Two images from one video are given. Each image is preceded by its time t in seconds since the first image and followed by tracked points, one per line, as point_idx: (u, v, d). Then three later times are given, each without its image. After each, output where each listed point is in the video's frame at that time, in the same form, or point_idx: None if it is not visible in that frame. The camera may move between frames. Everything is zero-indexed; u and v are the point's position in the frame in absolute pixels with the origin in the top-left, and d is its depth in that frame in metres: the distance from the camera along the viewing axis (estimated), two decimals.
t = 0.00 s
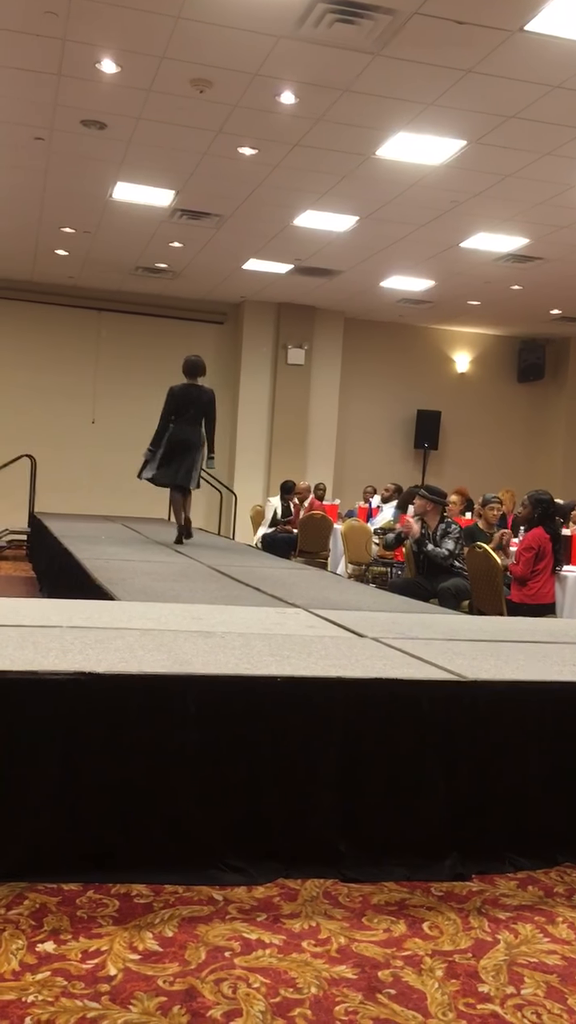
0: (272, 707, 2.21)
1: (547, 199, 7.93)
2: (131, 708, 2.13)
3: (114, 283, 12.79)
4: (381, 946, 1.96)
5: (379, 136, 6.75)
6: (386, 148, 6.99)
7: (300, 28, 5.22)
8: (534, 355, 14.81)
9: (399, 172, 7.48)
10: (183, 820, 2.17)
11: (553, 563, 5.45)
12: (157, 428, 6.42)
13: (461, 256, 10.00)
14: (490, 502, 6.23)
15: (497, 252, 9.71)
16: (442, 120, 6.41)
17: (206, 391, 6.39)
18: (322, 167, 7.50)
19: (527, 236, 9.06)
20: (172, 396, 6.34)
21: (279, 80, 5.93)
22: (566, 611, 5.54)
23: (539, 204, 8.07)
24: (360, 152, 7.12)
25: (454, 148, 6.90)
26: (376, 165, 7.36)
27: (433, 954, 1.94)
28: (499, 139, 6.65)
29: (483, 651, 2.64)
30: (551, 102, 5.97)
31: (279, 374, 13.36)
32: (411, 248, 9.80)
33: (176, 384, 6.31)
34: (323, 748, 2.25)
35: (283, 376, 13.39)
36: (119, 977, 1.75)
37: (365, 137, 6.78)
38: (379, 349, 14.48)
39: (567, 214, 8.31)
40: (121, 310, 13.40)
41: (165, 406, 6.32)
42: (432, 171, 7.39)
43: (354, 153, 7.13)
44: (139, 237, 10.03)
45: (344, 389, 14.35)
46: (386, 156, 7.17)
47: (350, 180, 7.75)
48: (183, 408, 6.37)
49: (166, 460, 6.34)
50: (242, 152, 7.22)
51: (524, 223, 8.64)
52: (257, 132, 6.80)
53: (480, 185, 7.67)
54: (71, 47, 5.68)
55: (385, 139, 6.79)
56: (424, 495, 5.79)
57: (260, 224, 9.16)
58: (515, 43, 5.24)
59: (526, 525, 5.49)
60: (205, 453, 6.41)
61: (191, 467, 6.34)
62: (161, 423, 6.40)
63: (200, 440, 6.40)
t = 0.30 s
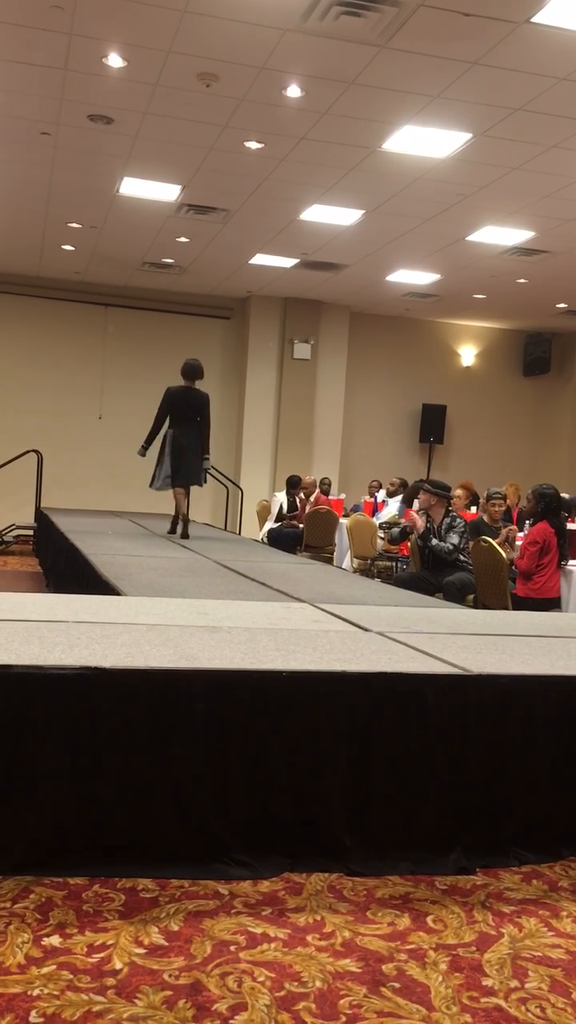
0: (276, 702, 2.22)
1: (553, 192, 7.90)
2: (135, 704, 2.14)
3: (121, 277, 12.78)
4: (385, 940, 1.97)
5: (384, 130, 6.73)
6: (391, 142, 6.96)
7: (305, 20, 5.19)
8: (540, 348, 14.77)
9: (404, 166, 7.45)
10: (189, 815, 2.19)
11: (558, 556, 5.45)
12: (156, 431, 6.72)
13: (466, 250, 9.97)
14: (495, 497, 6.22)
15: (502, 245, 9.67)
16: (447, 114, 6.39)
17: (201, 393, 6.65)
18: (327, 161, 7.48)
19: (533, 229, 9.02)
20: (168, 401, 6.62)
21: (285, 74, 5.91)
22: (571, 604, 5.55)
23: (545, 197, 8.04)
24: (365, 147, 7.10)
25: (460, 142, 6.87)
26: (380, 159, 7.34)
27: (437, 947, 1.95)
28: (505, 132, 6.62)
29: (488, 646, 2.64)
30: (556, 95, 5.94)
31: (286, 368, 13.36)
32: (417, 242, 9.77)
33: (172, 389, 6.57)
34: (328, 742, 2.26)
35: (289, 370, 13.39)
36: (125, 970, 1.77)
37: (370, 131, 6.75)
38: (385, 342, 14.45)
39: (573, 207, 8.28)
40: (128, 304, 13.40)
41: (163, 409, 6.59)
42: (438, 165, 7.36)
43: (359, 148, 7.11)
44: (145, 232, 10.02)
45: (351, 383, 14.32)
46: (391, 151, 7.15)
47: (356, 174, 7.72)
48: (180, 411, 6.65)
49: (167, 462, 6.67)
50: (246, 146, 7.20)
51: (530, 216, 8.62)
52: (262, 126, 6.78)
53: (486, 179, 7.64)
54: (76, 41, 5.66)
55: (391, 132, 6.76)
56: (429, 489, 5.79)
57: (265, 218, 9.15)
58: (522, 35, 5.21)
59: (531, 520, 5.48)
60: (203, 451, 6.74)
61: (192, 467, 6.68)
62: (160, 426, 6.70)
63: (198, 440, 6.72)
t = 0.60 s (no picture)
0: (283, 696, 2.22)
1: (561, 186, 7.87)
2: (142, 698, 2.14)
3: (127, 272, 12.79)
4: (392, 934, 1.97)
5: (391, 123, 6.71)
6: (399, 135, 6.95)
7: (312, 13, 5.17)
8: (547, 343, 14.73)
9: (411, 160, 7.43)
10: (195, 809, 2.19)
11: (565, 551, 5.43)
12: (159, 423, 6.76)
13: (473, 244, 9.95)
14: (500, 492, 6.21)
15: (510, 239, 9.64)
16: (455, 108, 6.39)
17: (202, 385, 6.76)
18: (334, 155, 7.46)
19: (540, 223, 9.00)
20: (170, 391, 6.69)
21: (292, 68, 5.91)
22: None
23: (553, 190, 8.01)
24: (372, 140, 7.08)
25: (467, 135, 6.86)
26: (387, 152, 7.31)
27: (444, 941, 1.95)
28: (512, 125, 6.61)
29: (495, 640, 2.63)
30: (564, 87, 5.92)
31: (292, 363, 13.35)
32: (424, 236, 9.75)
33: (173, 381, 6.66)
34: (334, 736, 2.26)
35: (295, 365, 13.38)
36: (132, 963, 1.77)
37: (376, 124, 6.73)
38: (391, 337, 14.43)
39: None
40: (134, 299, 13.41)
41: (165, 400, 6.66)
42: (444, 158, 7.34)
43: (366, 141, 7.10)
44: (152, 227, 10.03)
45: (358, 378, 14.30)
46: (399, 144, 7.13)
47: (363, 168, 7.70)
48: (182, 402, 6.72)
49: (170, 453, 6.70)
50: (253, 141, 7.20)
51: (537, 210, 8.59)
52: (269, 120, 6.77)
53: (494, 172, 7.62)
54: (82, 36, 5.66)
55: (397, 126, 6.75)
56: (435, 484, 5.79)
57: (272, 213, 9.15)
58: (530, 28, 5.19)
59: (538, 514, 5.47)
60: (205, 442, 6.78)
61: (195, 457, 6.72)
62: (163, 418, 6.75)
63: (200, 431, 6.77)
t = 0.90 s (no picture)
0: (292, 693, 2.22)
1: (570, 180, 7.84)
2: (150, 694, 2.14)
3: (134, 268, 12.79)
4: (401, 930, 1.97)
5: (399, 118, 6.69)
6: (407, 130, 6.93)
7: (320, 7, 5.16)
8: (555, 338, 14.68)
9: (419, 155, 7.42)
10: (204, 805, 2.19)
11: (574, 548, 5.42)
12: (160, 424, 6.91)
13: (481, 239, 9.92)
14: (507, 489, 6.19)
15: (518, 234, 9.62)
16: (463, 101, 6.35)
17: (202, 386, 6.93)
18: (343, 150, 7.45)
19: (549, 217, 8.97)
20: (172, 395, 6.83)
21: (299, 62, 5.89)
22: None
23: (561, 184, 7.98)
24: (380, 135, 7.06)
25: (477, 129, 6.83)
26: (396, 148, 7.30)
27: (453, 938, 1.95)
28: (521, 119, 6.57)
29: (504, 637, 2.63)
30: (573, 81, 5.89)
31: (299, 358, 13.34)
32: (432, 231, 9.73)
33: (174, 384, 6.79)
34: (342, 731, 2.26)
35: (303, 360, 13.37)
36: (142, 958, 1.78)
37: (385, 119, 6.71)
38: (399, 333, 14.40)
39: None
40: (141, 295, 13.42)
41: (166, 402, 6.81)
42: (453, 153, 7.31)
43: (373, 136, 7.08)
44: (159, 223, 10.02)
45: (365, 373, 14.28)
46: (407, 139, 7.11)
47: (371, 163, 7.68)
48: (183, 404, 6.87)
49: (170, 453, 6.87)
50: (261, 136, 7.18)
51: (546, 204, 8.56)
52: (276, 116, 6.75)
53: (502, 166, 7.58)
54: (90, 31, 5.65)
55: (405, 121, 6.73)
56: (442, 481, 5.79)
57: (280, 208, 9.13)
58: (538, 21, 5.17)
59: (545, 510, 5.47)
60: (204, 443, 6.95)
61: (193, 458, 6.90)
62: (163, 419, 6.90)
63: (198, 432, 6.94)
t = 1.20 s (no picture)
0: (298, 690, 2.21)
1: None
2: (156, 692, 2.14)
3: (140, 267, 12.80)
4: (408, 927, 1.96)
5: (404, 115, 6.69)
6: (413, 127, 6.92)
7: (325, 5, 5.17)
8: (562, 335, 14.65)
9: (425, 152, 7.41)
10: (211, 802, 2.19)
11: None
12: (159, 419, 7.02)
13: (487, 236, 9.90)
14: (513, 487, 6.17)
15: (524, 231, 9.59)
16: (469, 98, 6.33)
17: (202, 384, 7.06)
18: (348, 147, 7.44)
19: (555, 214, 8.95)
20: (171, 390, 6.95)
21: (305, 60, 5.88)
22: None
23: (568, 181, 7.95)
24: (385, 132, 7.05)
25: (483, 125, 6.81)
26: (401, 145, 7.30)
27: (460, 936, 1.94)
28: (528, 116, 6.56)
29: (511, 634, 2.63)
30: None
31: (306, 357, 13.34)
32: (438, 229, 9.72)
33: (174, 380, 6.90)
34: (349, 729, 2.25)
35: (309, 359, 13.37)
36: (149, 957, 1.78)
37: (391, 116, 6.71)
38: (406, 331, 14.40)
39: None
40: (148, 294, 13.43)
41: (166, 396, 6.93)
42: (459, 150, 7.30)
43: (379, 133, 7.07)
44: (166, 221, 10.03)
45: (371, 371, 14.27)
46: (412, 135, 7.09)
47: (376, 160, 7.68)
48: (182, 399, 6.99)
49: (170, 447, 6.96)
50: (267, 133, 7.18)
51: (552, 201, 8.54)
52: (282, 113, 6.75)
53: (508, 162, 7.55)
54: (96, 30, 5.66)
55: (411, 118, 6.72)
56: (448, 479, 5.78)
57: (286, 206, 9.13)
58: (544, 17, 5.15)
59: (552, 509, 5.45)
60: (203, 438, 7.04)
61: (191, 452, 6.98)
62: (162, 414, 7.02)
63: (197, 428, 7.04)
